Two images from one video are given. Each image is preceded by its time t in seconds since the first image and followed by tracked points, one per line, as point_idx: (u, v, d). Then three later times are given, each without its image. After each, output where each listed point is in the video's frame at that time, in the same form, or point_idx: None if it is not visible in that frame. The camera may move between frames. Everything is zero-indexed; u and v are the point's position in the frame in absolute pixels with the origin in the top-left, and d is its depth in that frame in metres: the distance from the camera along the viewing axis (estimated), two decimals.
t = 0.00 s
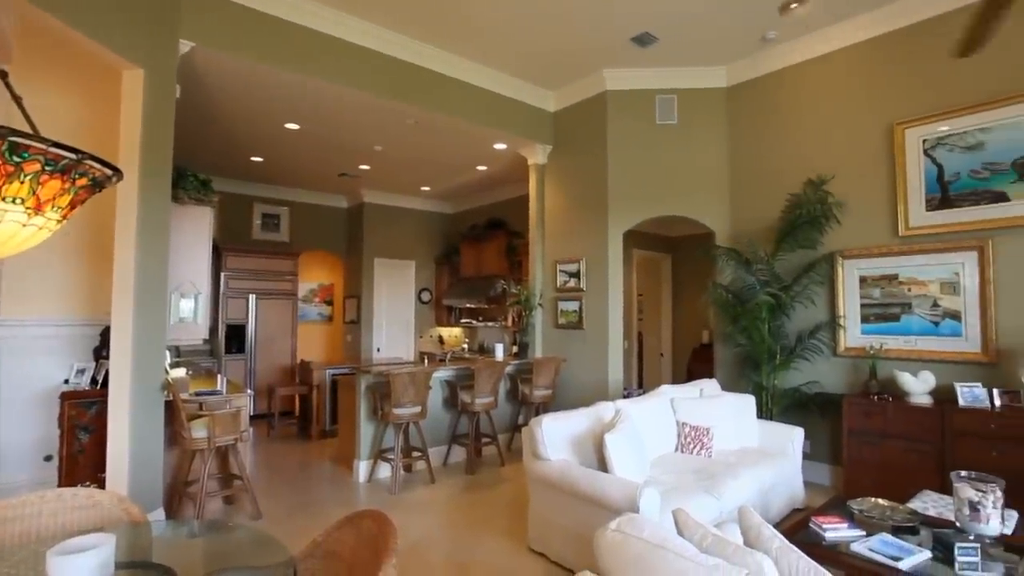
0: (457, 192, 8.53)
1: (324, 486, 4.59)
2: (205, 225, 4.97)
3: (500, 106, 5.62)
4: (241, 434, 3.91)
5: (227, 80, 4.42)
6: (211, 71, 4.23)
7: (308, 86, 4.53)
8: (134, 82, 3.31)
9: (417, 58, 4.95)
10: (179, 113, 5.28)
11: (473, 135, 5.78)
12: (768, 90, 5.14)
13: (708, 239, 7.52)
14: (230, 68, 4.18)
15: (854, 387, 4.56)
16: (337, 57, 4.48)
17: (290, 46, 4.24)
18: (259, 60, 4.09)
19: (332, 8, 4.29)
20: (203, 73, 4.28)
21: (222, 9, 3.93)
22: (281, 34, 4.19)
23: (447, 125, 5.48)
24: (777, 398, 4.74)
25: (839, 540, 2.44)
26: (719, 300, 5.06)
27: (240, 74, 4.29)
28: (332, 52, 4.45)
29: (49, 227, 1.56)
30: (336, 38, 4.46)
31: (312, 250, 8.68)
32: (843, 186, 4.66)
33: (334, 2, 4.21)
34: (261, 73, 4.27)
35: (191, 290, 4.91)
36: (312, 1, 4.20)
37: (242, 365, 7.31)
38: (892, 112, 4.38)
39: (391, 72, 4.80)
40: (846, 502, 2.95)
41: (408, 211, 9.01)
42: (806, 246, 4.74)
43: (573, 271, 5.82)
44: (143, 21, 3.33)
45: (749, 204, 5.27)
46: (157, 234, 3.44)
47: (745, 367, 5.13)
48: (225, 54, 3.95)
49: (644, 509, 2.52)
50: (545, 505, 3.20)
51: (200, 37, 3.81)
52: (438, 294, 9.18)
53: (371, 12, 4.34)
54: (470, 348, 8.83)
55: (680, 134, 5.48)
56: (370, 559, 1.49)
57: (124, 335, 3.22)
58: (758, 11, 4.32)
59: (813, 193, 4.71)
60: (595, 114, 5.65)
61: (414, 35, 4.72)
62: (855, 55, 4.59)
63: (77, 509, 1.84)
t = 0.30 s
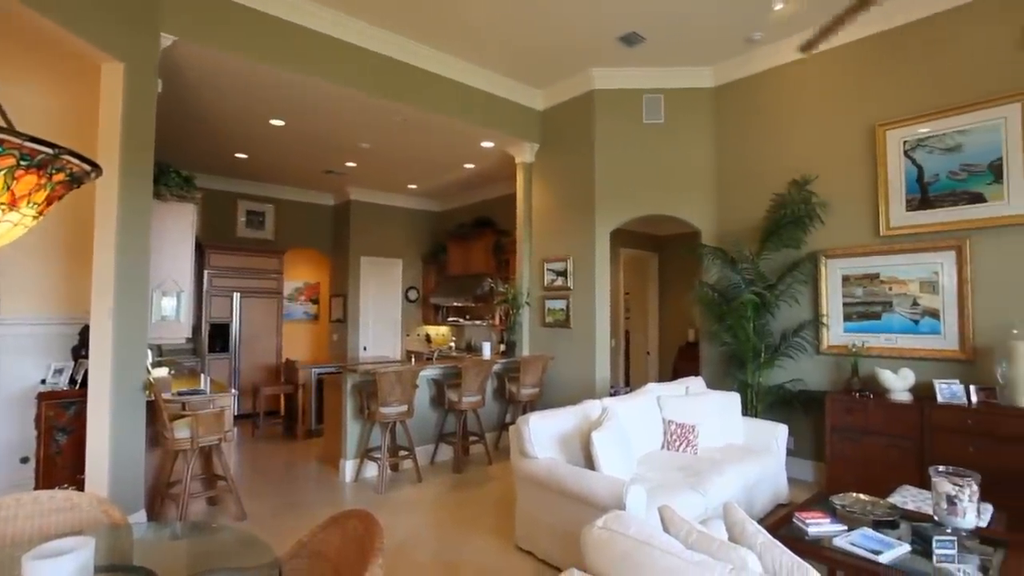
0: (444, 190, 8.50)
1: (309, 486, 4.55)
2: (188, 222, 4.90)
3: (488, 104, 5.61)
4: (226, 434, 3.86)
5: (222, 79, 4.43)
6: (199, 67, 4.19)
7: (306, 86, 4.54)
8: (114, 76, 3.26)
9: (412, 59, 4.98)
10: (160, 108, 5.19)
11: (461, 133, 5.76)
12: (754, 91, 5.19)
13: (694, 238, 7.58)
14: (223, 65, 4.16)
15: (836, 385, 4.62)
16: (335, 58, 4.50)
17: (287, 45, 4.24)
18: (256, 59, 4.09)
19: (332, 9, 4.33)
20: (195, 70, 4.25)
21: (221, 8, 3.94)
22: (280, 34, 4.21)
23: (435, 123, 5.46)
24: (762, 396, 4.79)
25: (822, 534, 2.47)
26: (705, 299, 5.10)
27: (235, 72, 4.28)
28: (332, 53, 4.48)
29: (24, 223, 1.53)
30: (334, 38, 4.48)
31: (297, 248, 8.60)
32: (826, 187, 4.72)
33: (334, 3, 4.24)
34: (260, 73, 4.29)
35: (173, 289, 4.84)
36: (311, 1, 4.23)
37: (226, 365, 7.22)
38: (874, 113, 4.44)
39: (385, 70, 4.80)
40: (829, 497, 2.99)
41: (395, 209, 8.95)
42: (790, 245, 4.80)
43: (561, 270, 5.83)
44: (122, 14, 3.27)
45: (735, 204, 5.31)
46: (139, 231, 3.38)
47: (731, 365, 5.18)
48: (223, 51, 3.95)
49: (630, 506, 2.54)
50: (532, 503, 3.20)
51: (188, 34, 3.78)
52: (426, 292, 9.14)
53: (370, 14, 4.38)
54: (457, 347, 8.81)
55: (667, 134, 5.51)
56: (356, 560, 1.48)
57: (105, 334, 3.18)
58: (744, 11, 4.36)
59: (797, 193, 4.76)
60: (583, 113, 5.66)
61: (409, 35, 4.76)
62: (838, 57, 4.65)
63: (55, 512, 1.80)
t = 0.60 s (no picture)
0: (431, 188, 8.46)
1: (295, 486, 4.51)
2: (170, 220, 4.82)
3: (475, 102, 5.59)
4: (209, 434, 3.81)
5: (223, 79, 4.46)
6: (192, 64, 4.18)
7: (305, 85, 4.57)
8: (93, 69, 3.19)
9: (413, 61, 5.06)
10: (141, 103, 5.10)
11: (448, 131, 5.73)
12: (739, 91, 5.23)
13: (680, 237, 7.64)
14: (222, 65, 4.17)
15: (820, 382, 4.68)
16: (336, 59, 4.55)
17: (287, 46, 4.28)
18: (257, 59, 4.12)
19: (334, 11, 4.38)
20: (194, 68, 4.26)
21: (222, 8, 3.96)
22: (281, 34, 4.24)
23: (423, 121, 5.43)
24: (747, 394, 4.84)
25: (805, 530, 2.51)
26: (691, 297, 5.13)
27: (234, 71, 4.29)
28: (333, 54, 4.53)
29: None
30: (334, 38, 4.52)
31: (282, 246, 8.51)
32: (810, 187, 4.78)
33: (334, 6, 4.29)
34: (261, 73, 4.32)
35: (155, 287, 4.76)
36: (311, 2, 4.26)
37: (209, 364, 7.13)
38: (857, 114, 4.51)
39: (385, 72, 4.87)
40: (812, 493, 3.03)
41: (382, 207, 8.90)
42: (775, 245, 4.85)
43: (548, 268, 5.84)
44: (102, 7, 3.21)
45: (720, 203, 5.35)
46: (120, 228, 3.32)
47: (716, 363, 5.23)
48: (223, 51, 3.97)
49: (617, 504, 2.55)
50: (519, 502, 3.20)
51: (180, 33, 3.77)
52: (413, 290, 9.10)
53: (370, 15, 4.43)
54: (445, 345, 8.79)
55: (654, 133, 5.54)
56: (342, 562, 1.47)
57: (85, 334, 3.12)
58: (730, 12, 4.39)
59: (782, 193, 4.81)
60: (570, 112, 5.67)
61: (409, 38, 4.83)
62: (822, 58, 4.71)
63: (31, 515, 1.76)
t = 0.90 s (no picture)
0: (419, 186, 8.42)
1: (280, 486, 4.47)
2: (152, 217, 4.74)
3: (463, 99, 5.56)
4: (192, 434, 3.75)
5: (232, 80, 4.51)
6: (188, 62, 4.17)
7: (304, 85, 4.59)
8: (71, 62, 3.13)
9: (412, 61, 5.10)
10: (121, 97, 5.00)
11: (436, 128, 5.71)
12: (725, 91, 5.26)
13: (667, 236, 7.69)
14: (222, 64, 4.18)
15: (804, 380, 4.74)
16: (336, 59, 4.58)
17: (287, 46, 4.30)
18: (257, 59, 4.14)
19: (333, 12, 4.40)
20: (195, 68, 4.29)
21: (222, 8, 3.97)
22: (280, 34, 4.26)
23: (410, 118, 5.39)
24: (732, 391, 4.88)
25: (789, 526, 2.53)
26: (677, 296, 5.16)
27: (234, 70, 4.31)
28: (332, 54, 4.55)
29: None
30: (332, 38, 4.54)
31: (267, 244, 8.41)
32: (794, 187, 4.83)
33: (333, 6, 4.30)
34: (261, 72, 4.34)
35: (137, 285, 4.68)
36: (311, 2, 4.28)
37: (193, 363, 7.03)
38: (841, 116, 4.56)
39: (384, 72, 4.91)
40: (796, 490, 3.06)
41: (369, 205, 8.83)
42: (760, 244, 4.89)
43: (536, 267, 5.84)
44: None
45: (707, 203, 5.39)
46: (98, 225, 3.25)
47: (702, 361, 5.26)
48: (223, 51, 3.99)
49: (604, 502, 2.56)
50: (506, 500, 3.20)
51: (180, 31, 3.78)
52: (400, 289, 9.06)
53: (368, 16, 4.46)
54: (432, 344, 8.76)
55: (641, 133, 5.56)
56: (327, 562, 1.45)
57: (63, 335, 3.05)
58: (717, 13, 4.41)
59: (767, 193, 4.86)
60: (558, 111, 5.67)
61: (409, 39, 4.87)
62: (807, 59, 4.76)
63: (7, 519, 1.73)
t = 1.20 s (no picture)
0: (406, 184, 8.38)
1: (265, 486, 4.42)
2: (134, 214, 4.67)
3: (450, 97, 5.54)
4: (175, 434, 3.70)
5: (234, 81, 4.55)
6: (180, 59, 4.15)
7: (302, 85, 4.63)
8: (48, 55, 3.06)
9: (408, 63, 5.14)
10: (101, 91, 4.91)
11: (423, 126, 5.69)
12: (711, 91, 5.30)
13: (654, 235, 7.74)
14: (222, 64, 4.21)
15: (788, 377, 4.80)
16: (331, 58, 4.60)
17: (287, 47, 4.33)
18: (256, 59, 4.16)
19: (328, 11, 4.42)
20: (195, 68, 4.32)
21: (221, 9, 3.99)
22: (277, 35, 4.27)
23: (397, 115, 5.36)
24: (718, 389, 4.92)
25: (773, 522, 2.56)
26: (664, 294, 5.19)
27: (233, 70, 4.34)
28: (328, 54, 4.58)
29: None
30: (327, 38, 4.56)
31: (252, 242, 8.32)
32: (779, 187, 4.88)
33: (329, 6, 4.33)
34: (259, 72, 4.37)
35: (118, 283, 4.61)
36: (307, 2, 4.30)
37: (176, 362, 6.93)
38: (824, 117, 4.62)
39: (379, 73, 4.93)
40: (780, 486, 3.10)
41: (355, 203, 8.77)
42: (745, 244, 4.94)
43: (523, 265, 5.84)
44: None
45: (693, 202, 5.43)
46: (77, 224, 3.18)
47: (688, 359, 5.30)
48: (223, 51, 4.01)
49: (591, 500, 2.57)
50: (494, 498, 3.20)
51: (181, 30, 3.81)
52: (387, 287, 9.01)
53: (364, 16, 4.49)
54: (419, 342, 8.73)
55: (628, 132, 5.58)
56: (313, 562, 1.44)
57: (39, 335, 2.99)
58: (703, 14, 4.45)
59: (752, 192, 4.90)
60: (546, 110, 5.67)
61: (403, 39, 4.89)
62: (792, 60, 4.81)
63: None
